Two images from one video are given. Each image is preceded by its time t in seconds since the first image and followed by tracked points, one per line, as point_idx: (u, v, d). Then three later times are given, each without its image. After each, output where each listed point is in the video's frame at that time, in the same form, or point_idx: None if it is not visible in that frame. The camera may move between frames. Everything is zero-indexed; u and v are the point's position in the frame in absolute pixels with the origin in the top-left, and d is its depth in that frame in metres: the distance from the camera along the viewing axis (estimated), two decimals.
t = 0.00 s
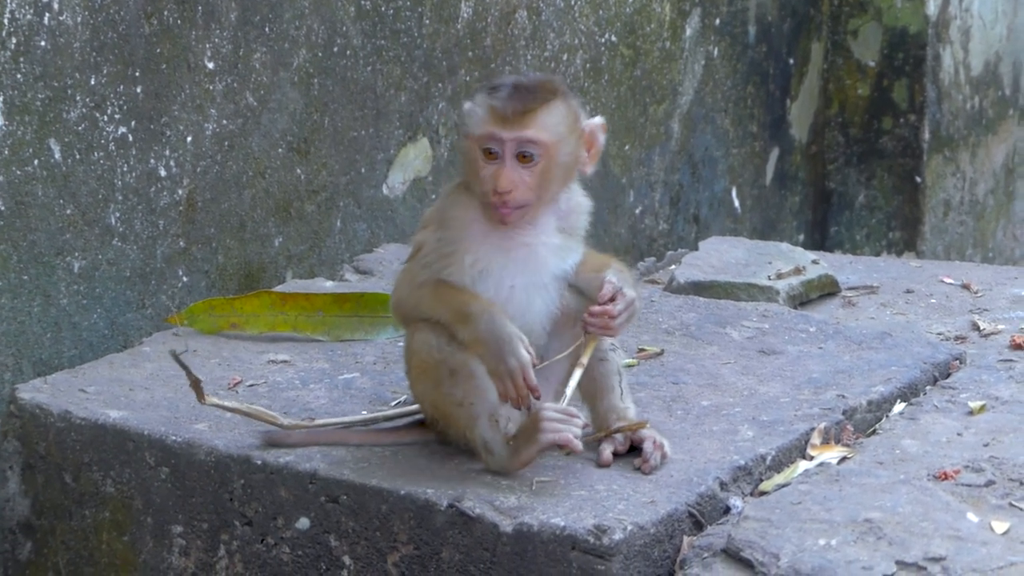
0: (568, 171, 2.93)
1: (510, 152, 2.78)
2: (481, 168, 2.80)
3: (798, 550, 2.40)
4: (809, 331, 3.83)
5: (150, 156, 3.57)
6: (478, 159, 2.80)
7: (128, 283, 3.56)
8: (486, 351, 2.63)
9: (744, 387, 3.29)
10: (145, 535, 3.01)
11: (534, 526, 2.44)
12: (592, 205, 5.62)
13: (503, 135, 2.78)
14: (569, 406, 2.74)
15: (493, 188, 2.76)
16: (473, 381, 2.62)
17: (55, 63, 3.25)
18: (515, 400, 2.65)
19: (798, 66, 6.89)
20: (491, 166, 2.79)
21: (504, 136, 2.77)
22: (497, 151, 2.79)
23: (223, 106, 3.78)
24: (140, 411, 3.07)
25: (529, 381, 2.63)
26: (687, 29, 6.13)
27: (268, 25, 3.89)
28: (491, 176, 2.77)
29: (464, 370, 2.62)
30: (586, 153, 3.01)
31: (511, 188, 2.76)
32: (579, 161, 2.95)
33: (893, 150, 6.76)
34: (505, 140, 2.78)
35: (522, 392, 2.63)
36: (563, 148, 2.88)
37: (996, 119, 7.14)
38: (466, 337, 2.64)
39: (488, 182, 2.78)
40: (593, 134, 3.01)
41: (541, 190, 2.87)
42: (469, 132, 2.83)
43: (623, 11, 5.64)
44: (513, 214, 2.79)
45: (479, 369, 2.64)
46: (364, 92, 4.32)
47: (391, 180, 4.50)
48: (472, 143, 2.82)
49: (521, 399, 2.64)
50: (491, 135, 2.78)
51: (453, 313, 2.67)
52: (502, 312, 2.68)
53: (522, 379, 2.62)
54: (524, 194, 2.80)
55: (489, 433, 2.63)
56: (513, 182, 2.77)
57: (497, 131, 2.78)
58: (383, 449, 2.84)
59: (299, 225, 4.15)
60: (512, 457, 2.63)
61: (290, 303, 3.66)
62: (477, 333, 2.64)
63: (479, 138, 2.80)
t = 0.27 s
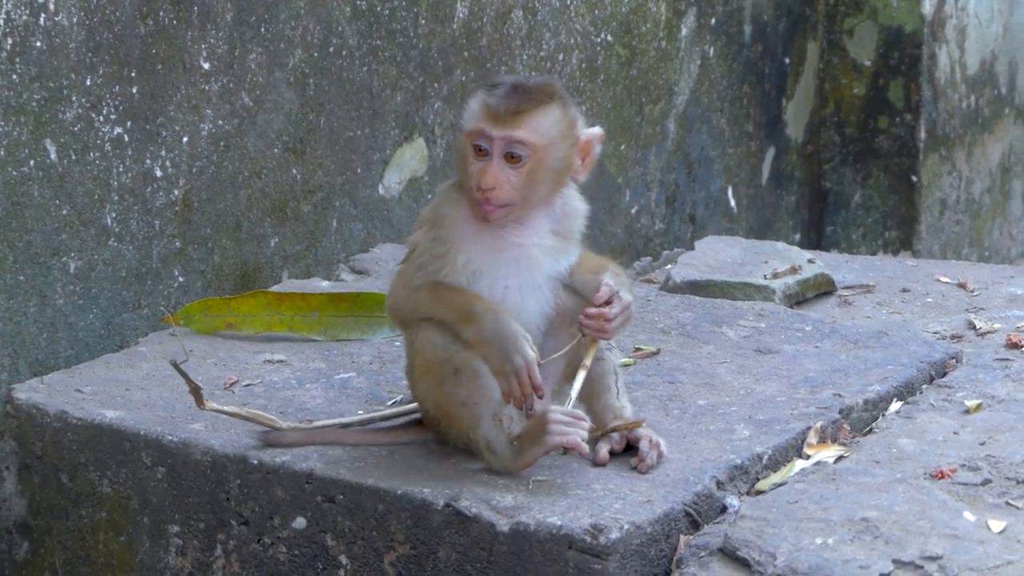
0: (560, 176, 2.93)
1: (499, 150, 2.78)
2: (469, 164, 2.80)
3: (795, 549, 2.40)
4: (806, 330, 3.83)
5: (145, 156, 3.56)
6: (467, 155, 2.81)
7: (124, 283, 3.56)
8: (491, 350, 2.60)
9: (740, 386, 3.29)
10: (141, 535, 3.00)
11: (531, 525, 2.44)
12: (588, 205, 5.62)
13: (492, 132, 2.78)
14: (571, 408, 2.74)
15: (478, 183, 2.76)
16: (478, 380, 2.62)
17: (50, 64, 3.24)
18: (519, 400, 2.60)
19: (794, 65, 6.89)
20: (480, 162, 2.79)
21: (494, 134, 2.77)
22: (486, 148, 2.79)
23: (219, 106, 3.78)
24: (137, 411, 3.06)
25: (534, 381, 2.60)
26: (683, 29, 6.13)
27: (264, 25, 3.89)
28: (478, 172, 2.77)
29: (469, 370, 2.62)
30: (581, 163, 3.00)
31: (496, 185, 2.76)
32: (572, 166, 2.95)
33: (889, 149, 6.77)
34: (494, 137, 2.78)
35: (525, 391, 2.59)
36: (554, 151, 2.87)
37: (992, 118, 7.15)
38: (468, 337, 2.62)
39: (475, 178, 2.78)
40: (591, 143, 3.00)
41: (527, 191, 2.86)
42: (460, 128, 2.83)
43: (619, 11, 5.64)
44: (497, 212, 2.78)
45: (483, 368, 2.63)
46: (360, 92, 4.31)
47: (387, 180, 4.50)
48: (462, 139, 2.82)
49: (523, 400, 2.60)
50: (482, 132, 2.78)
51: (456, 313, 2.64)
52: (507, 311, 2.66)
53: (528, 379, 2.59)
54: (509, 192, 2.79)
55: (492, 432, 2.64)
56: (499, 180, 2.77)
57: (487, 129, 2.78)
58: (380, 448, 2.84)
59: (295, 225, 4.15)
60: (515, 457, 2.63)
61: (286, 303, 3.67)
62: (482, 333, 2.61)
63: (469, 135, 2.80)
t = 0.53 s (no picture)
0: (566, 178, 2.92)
1: (511, 153, 2.77)
2: (479, 167, 2.79)
3: (792, 550, 2.40)
4: (803, 331, 3.83)
5: (143, 155, 3.56)
6: (478, 157, 2.79)
7: (122, 283, 3.56)
8: (495, 350, 2.61)
9: (738, 387, 3.29)
10: (139, 535, 3.00)
11: (528, 525, 2.44)
12: (586, 205, 5.62)
13: (506, 136, 2.76)
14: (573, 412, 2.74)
15: (487, 186, 2.75)
16: (478, 380, 2.61)
17: (49, 63, 3.24)
18: (521, 400, 2.61)
19: (793, 65, 6.89)
20: (491, 165, 2.77)
21: (507, 138, 2.76)
22: (496, 150, 2.77)
23: (217, 106, 3.78)
24: (134, 410, 3.06)
25: (536, 382, 2.61)
26: (681, 29, 6.13)
27: (262, 25, 3.88)
28: (489, 175, 2.76)
29: (470, 369, 2.61)
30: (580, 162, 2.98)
31: (509, 189, 2.75)
32: (575, 169, 2.94)
33: (887, 150, 6.77)
34: (505, 140, 2.77)
35: (529, 392, 2.60)
36: (564, 154, 2.87)
37: (990, 119, 7.16)
38: (473, 337, 2.62)
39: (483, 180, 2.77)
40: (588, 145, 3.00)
41: (538, 193, 2.86)
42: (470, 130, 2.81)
43: (617, 11, 5.64)
44: (508, 215, 2.78)
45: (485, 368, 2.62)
46: (358, 92, 4.31)
47: (385, 180, 4.50)
48: (473, 142, 2.80)
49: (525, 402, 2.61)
50: (494, 135, 2.77)
51: (458, 314, 2.65)
52: (510, 312, 2.66)
53: (531, 380, 2.60)
54: (522, 195, 2.78)
55: (493, 431, 2.64)
56: (511, 183, 2.76)
57: (498, 131, 2.77)
58: (377, 449, 2.83)
59: (293, 225, 4.14)
60: (516, 458, 2.63)
61: (285, 302, 3.67)
62: (486, 334, 2.62)
63: (481, 138, 2.78)
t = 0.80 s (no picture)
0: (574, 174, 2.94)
1: (572, 172, 2.77)
2: (540, 186, 2.75)
3: (790, 548, 2.40)
4: (800, 329, 3.84)
5: (140, 154, 3.56)
6: (539, 176, 2.75)
7: (119, 281, 3.56)
8: (506, 352, 2.64)
9: (735, 384, 3.30)
10: (136, 534, 3.00)
11: (526, 524, 2.44)
12: (583, 204, 5.62)
13: (574, 160, 2.74)
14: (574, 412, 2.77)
15: (558, 211, 2.76)
16: (479, 379, 2.61)
17: (46, 62, 3.24)
18: (529, 399, 2.67)
19: (789, 63, 6.90)
20: (554, 185, 2.75)
21: (576, 161, 2.74)
22: (558, 173, 2.74)
23: (214, 105, 3.77)
24: (132, 409, 3.06)
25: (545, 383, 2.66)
26: (678, 28, 6.13)
27: (258, 24, 3.88)
28: (554, 197, 2.75)
29: (470, 368, 2.60)
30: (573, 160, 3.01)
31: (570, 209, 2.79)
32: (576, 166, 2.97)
33: (884, 148, 6.78)
34: (571, 163, 2.75)
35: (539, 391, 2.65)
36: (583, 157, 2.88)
37: (986, 117, 7.18)
38: (482, 339, 2.63)
39: (548, 202, 2.76)
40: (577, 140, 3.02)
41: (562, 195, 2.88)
42: (530, 147, 2.74)
43: (614, 10, 5.64)
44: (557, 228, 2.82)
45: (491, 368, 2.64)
46: (355, 91, 4.31)
47: (382, 179, 4.50)
48: (532, 159, 2.74)
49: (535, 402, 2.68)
50: (561, 157, 2.73)
51: (465, 316, 2.64)
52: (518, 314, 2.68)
53: (540, 380, 2.64)
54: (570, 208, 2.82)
55: (493, 430, 2.64)
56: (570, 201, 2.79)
57: (565, 156, 2.73)
58: (374, 447, 2.84)
59: (290, 224, 4.14)
60: (516, 456, 2.64)
61: (281, 301, 3.66)
62: (496, 336, 2.64)
63: (544, 158, 2.73)
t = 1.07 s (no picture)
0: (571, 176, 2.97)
1: (586, 174, 2.82)
2: (565, 192, 2.78)
3: (789, 546, 2.40)
4: (800, 326, 3.84)
5: (139, 153, 3.56)
6: (563, 182, 2.77)
7: (119, 280, 3.56)
8: (508, 364, 2.60)
9: (735, 382, 3.30)
10: (136, 533, 3.00)
11: (525, 522, 2.44)
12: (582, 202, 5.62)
13: (591, 162, 2.80)
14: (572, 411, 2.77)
15: (579, 215, 2.80)
16: (474, 380, 2.61)
17: (44, 61, 3.24)
18: (530, 410, 2.60)
19: (788, 62, 6.92)
20: (575, 189, 2.79)
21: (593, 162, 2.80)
22: (578, 177, 2.79)
23: (213, 104, 3.77)
24: (131, 408, 3.06)
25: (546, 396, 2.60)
26: (677, 25, 6.13)
27: (257, 22, 3.88)
28: (576, 200, 2.79)
29: (467, 370, 2.61)
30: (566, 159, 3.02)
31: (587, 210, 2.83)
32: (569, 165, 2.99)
33: (883, 146, 6.78)
34: (587, 164, 2.80)
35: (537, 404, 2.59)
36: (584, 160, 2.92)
37: (986, 115, 7.23)
38: (488, 349, 2.61)
39: (569, 206, 2.79)
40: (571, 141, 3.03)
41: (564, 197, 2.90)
42: (557, 155, 2.76)
43: (612, 8, 5.64)
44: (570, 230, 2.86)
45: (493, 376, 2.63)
46: (354, 89, 4.31)
47: (381, 177, 4.50)
48: (557, 167, 2.76)
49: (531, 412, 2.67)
50: (583, 161, 2.78)
51: (469, 323, 2.64)
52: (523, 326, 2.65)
53: (542, 393, 2.59)
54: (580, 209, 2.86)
55: (490, 430, 2.63)
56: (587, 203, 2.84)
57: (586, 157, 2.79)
58: (374, 446, 2.83)
59: (289, 223, 4.14)
60: (514, 455, 2.64)
61: (281, 300, 3.66)
62: (501, 347, 2.61)
63: (569, 164, 2.76)
